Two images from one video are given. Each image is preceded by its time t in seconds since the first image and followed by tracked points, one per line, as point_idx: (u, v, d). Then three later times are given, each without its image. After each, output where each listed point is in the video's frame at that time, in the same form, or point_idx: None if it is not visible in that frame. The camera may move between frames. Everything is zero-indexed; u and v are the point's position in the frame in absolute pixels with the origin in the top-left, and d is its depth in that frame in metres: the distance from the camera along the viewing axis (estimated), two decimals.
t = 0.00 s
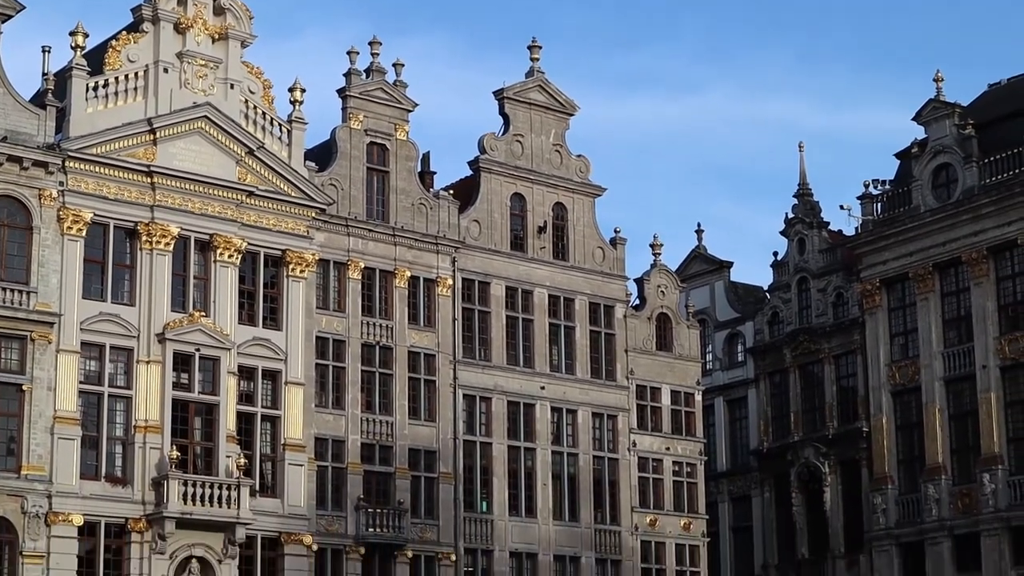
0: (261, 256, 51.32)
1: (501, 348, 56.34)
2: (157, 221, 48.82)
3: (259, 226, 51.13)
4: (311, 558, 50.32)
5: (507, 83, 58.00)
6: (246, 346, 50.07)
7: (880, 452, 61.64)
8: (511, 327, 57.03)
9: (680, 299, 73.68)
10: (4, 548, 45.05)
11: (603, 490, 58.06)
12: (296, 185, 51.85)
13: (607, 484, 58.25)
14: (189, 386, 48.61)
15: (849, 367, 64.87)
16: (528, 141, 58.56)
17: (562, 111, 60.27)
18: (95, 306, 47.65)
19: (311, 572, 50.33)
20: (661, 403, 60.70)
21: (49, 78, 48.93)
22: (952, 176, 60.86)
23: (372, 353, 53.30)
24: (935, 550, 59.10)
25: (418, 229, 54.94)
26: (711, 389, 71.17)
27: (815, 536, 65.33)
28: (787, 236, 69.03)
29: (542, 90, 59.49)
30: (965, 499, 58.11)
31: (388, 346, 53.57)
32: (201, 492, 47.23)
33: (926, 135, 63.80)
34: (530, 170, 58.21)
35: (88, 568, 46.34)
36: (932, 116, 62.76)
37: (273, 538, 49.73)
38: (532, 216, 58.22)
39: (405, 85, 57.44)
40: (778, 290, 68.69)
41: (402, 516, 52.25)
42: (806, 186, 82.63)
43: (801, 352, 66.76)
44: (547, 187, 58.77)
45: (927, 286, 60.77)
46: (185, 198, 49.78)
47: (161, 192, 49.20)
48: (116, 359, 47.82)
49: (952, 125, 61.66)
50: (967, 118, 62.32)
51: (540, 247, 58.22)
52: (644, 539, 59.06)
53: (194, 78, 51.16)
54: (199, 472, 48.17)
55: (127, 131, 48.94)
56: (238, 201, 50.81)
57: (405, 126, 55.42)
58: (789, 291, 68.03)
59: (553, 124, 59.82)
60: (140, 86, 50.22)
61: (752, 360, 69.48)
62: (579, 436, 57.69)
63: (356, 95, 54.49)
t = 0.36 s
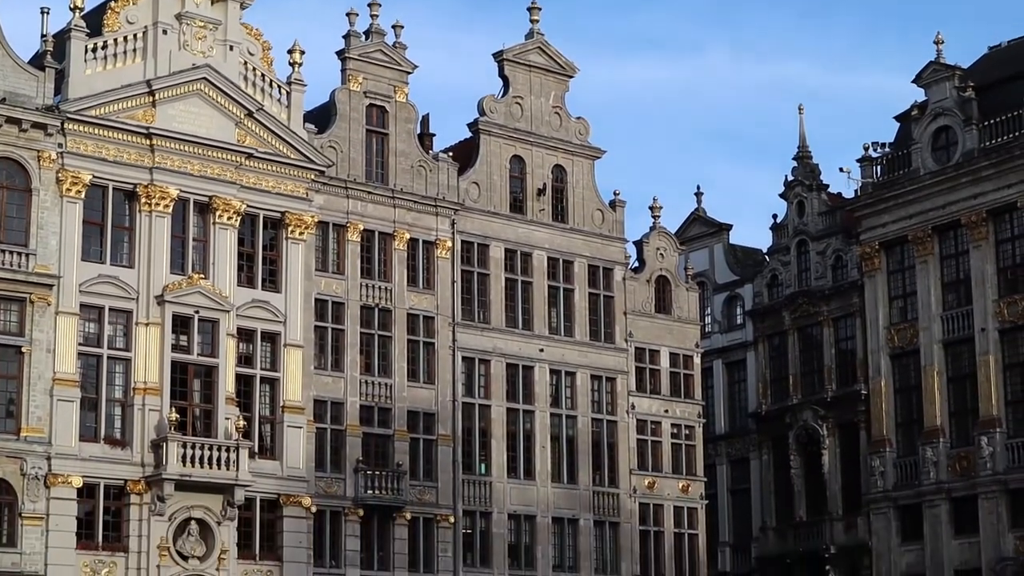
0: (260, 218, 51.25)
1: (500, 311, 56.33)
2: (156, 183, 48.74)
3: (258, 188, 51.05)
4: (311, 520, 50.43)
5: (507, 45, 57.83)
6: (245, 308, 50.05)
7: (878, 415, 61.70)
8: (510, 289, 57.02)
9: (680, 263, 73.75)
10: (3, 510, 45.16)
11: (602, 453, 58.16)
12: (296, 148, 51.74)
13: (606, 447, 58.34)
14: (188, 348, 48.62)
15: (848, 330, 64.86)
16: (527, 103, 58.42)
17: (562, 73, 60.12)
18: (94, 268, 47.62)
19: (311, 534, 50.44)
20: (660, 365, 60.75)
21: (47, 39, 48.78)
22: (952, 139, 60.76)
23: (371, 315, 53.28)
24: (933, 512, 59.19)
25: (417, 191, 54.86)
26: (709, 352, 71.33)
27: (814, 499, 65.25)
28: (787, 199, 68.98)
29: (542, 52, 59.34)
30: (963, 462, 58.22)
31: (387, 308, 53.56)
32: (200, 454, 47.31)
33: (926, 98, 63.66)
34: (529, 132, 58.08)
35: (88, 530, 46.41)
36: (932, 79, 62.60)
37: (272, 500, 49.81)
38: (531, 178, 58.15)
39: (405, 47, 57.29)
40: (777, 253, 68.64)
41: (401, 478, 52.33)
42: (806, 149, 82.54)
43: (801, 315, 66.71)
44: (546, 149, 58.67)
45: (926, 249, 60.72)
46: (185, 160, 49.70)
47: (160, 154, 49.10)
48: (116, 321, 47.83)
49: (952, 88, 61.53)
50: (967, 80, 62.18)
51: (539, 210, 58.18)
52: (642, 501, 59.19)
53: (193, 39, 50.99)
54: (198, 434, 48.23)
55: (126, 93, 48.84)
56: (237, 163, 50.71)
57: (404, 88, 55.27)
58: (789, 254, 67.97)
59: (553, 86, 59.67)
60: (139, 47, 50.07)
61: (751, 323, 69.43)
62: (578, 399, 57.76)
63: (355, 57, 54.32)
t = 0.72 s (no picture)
0: (259, 192, 51.19)
1: (500, 285, 56.29)
2: (155, 157, 48.66)
3: (258, 163, 50.98)
4: (310, 494, 50.49)
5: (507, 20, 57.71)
6: (244, 282, 50.02)
7: (878, 390, 61.71)
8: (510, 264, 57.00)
9: (680, 238, 73.73)
10: (3, 484, 45.17)
11: (602, 428, 58.20)
12: (295, 121, 51.67)
13: (606, 421, 58.38)
14: (187, 323, 48.59)
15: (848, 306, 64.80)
16: (527, 77, 58.32)
17: (561, 48, 60.02)
18: (94, 242, 47.60)
19: (311, 509, 50.51)
20: (660, 340, 60.76)
21: (46, 13, 48.61)
22: (952, 114, 60.69)
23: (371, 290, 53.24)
24: (932, 487, 59.25)
25: (416, 166, 54.81)
26: (709, 326, 71.09)
27: (813, 474, 65.21)
28: (787, 173, 68.89)
29: (542, 27, 59.25)
30: (962, 437, 58.27)
31: (386, 283, 53.54)
32: (200, 429, 47.32)
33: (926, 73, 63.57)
34: (529, 106, 57.98)
35: (87, 504, 46.45)
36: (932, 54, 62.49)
37: (272, 475, 49.85)
38: (530, 153, 58.10)
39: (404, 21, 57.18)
40: (777, 228, 68.56)
41: (401, 452, 52.36)
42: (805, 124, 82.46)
43: (800, 290, 66.62)
44: (546, 123, 58.57)
45: (926, 224, 60.69)
46: (185, 134, 49.62)
47: (159, 128, 49.00)
48: (115, 295, 47.79)
49: (953, 63, 61.45)
50: (968, 55, 62.07)
51: (539, 184, 58.14)
52: (641, 476, 59.27)
53: (192, 14, 50.84)
54: (197, 409, 48.27)
55: (125, 67, 48.73)
56: (237, 137, 50.63)
57: (404, 62, 55.15)
58: (789, 229, 67.86)
59: (553, 60, 59.57)
60: (138, 21, 49.92)
61: (750, 298, 69.34)
62: (578, 373, 57.78)
63: (355, 31, 54.16)
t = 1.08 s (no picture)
0: (258, 166, 51.12)
1: (499, 259, 56.27)
2: (154, 130, 48.54)
3: (257, 136, 50.89)
4: (310, 468, 50.58)
5: None
6: (243, 256, 49.98)
7: (876, 364, 61.72)
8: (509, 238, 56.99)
9: (680, 212, 73.68)
10: (3, 457, 45.22)
11: (601, 402, 58.27)
12: (293, 95, 51.60)
13: (605, 395, 58.45)
14: (187, 296, 48.59)
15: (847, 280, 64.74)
16: (526, 51, 58.25)
17: (561, 21, 59.93)
18: (93, 215, 47.54)
19: (311, 482, 50.60)
20: (659, 314, 60.79)
21: None
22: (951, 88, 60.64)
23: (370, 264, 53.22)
24: (931, 461, 59.33)
25: (415, 140, 54.75)
26: (709, 300, 71.01)
27: (812, 447, 65.14)
28: (787, 148, 68.81)
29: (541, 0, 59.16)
30: (960, 411, 58.33)
31: (385, 257, 53.50)
32: (201, 402, 47.43)
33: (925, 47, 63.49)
34: (529, 80, 57.90)
35: (87, 478, 46.45)
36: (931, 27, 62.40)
37: (272, 448, 49.93)
38: (529, 127, 58.06)
39: None
40: (777, 202, 68.46)
41: (400, 426, 52.43)
42: (804, 98, 82.40)
43: (800, 265, 66.49)
44: (545, 97, 58.51)
45: (925, 198, 60.67)
46: (184, 108, 49.50)
47: (157, 101, 48.89)
48: (114, 269, 47.78)
49: (952, 37, 61.37)
50: (968, 29, 61.96)
51: (538, 158, 58.11)
52: (640, 450, 59.39)
53: None
54: (197, 381, 48.26)
55: (124, 40, 48.59)
56: (236, 111, 50.52)
57: (402, 35, 55.05)
58: (788, 203, 67.75)
59: (552, 34, 59.49)
60: None
61: (750, 272, 69.23)
62: (577, 347, 57.82)
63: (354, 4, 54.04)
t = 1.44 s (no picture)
0: (258, 140, 51.02)
1: (498, 233, 56.22)
2: (154, 104, 48.43)
3: (257, 110, 50.78)
4: (309, 442, 50.61)
5: None
6: (242, 229, 49.92)
7: (876, 339, 61.70)
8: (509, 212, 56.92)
9: (680, 186, 73.56)
10: (3, 431, 45.25)
11: (601, 376, 58.30)
12: (293, 68, 51.48)
13: (604, 369, 58.44)
14: (186, 270, 48.56)
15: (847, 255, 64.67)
16: (527, 25, 58.13)
17: None
18: (93, 190, 47.49)
19: (310, 456, 50.64)
20: (659, 288, 60.76)
21: None
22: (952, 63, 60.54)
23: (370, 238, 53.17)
24: (930, 436, 59.38)
25: (415, 114, 54.66)
26: (709, 275, 70.90)
27: (811, 422, 65.18)
28: (787, 122, 68.68)
29: None
30: (960, 385, 58.39)
31: (385, 231, 53.44)
32: (201, 376, 47.49)
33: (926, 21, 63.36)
34: (529, 54, 57.79)
35: (87, 451, 46.57)
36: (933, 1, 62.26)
37: (271, 422, 49.95)
38: (529, 101, 57.97)
39: None
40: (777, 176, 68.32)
41: (400, 400, 52.45)
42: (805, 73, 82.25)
43: (800, 240, 66.31)
44: (546, 71, 58.42)
45: (925, 172, 60.63)
46: (184, 81, 49.38)
47: (157, 75, 48.80)
48: (114, 243, 47.74)
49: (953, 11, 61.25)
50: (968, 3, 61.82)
51: (538, 132, 58.02)
52: (640, 424, 59.46)
53: None
54: (197, 355, 48.26)
55: (123, 13, 48.49)
56: (235, 84, 50.41)
57: (402, 9, 54.93)
58: (788, 178, 67.61)
59: (552, 7, 59.35)
60: None
61: (750, 247, 69.12)
62: (577, 321, 57.79)
63: None
